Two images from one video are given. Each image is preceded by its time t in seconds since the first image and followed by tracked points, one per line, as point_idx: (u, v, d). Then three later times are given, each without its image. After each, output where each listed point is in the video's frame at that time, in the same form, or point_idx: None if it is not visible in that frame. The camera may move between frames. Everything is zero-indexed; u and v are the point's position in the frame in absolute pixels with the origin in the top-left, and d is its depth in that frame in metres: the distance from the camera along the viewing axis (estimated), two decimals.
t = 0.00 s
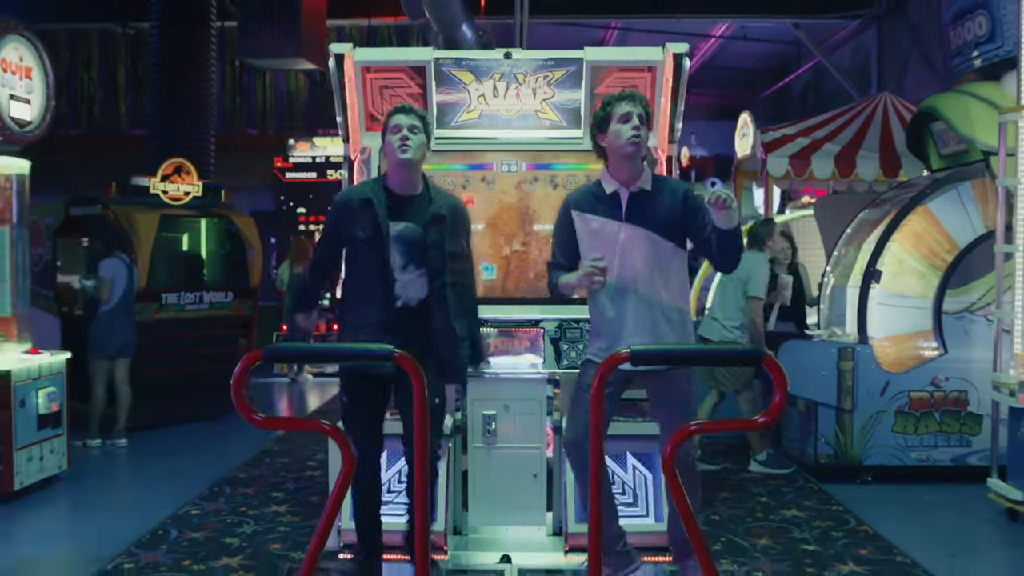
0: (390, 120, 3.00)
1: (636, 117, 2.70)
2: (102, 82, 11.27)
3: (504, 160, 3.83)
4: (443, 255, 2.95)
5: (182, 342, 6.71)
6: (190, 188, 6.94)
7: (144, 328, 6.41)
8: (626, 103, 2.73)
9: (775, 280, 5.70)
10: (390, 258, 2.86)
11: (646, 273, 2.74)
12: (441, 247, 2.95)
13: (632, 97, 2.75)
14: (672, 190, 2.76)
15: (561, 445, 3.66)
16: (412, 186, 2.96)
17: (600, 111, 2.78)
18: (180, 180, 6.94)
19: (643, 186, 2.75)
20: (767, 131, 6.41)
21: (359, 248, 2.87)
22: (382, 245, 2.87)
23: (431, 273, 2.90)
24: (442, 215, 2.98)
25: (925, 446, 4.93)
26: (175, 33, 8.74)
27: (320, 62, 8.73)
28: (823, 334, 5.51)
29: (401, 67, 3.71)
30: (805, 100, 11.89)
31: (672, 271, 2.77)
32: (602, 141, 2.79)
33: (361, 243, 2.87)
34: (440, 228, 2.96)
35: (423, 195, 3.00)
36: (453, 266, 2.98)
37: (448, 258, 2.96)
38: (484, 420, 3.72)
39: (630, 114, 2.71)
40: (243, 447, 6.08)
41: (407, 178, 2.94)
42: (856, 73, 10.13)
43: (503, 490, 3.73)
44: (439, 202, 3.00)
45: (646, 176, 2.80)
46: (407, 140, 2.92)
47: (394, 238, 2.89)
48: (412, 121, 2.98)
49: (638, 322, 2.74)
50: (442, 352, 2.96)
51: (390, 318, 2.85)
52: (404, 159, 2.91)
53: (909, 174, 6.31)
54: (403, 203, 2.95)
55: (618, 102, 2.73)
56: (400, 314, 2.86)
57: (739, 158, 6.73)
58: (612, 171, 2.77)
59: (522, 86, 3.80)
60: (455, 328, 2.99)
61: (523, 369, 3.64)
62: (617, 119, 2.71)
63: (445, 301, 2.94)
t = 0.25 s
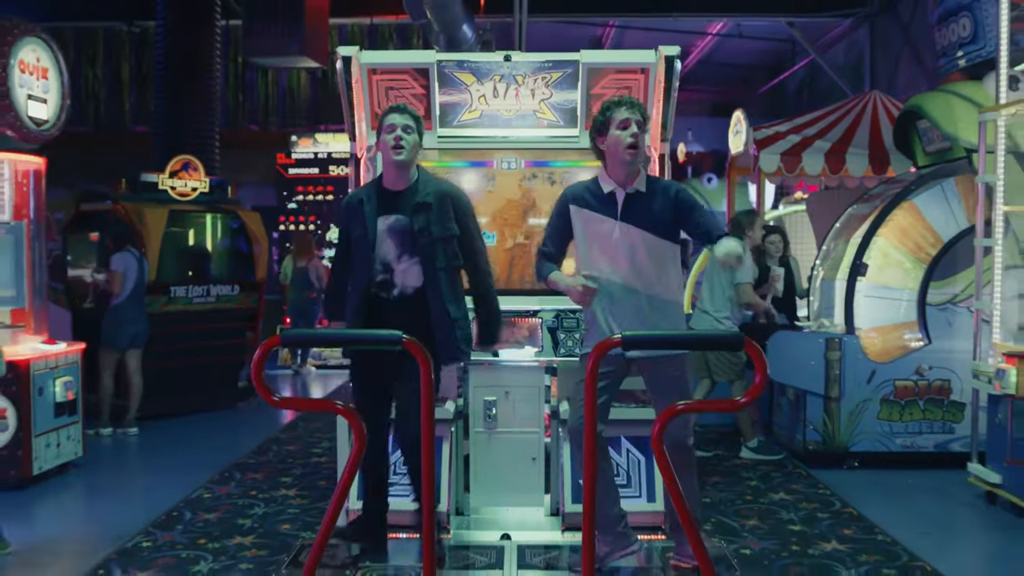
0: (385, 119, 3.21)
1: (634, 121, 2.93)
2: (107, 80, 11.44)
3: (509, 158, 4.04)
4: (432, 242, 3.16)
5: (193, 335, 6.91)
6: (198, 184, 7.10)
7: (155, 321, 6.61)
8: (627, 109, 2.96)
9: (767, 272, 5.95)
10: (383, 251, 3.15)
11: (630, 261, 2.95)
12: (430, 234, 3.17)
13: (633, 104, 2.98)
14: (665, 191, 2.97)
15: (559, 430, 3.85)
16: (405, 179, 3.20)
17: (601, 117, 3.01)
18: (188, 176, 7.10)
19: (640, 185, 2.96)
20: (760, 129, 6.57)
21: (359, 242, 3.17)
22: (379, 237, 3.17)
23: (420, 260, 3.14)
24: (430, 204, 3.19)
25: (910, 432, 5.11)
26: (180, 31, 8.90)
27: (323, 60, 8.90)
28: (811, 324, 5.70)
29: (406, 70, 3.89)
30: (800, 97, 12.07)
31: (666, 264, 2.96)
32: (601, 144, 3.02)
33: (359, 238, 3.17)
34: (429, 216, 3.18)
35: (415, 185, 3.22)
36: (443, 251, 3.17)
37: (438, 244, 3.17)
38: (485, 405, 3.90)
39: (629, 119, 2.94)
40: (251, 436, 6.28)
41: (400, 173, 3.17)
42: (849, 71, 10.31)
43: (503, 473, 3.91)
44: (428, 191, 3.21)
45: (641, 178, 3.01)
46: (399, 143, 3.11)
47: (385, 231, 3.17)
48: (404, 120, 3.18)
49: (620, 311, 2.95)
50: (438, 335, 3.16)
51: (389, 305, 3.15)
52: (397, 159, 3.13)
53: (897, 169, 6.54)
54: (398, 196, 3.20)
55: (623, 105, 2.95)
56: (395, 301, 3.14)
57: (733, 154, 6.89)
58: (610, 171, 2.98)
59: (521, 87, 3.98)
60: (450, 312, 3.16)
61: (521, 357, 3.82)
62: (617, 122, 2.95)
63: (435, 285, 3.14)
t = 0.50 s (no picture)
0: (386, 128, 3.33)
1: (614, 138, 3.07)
2: (111, 75, 11.59)
3: (506, 154, 4.21)
4: (415, 244, 3.24)
5: (202, 325, 7.10)
6: (204, 178, 7.25)
7: (163, 311, 6.79)
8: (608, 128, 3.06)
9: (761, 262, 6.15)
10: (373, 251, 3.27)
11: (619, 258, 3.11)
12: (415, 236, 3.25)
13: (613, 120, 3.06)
14: (647, 192, 3.18)
15: (557, 412, 4.06)
16: (399, 184, 3.30)
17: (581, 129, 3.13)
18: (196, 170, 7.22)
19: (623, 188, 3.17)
20: (753, 124, 6.73)
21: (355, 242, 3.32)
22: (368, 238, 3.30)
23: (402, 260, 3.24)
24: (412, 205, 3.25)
25: (896, 419, 5.29)
26: (185, 28, 9.06)
27: (325, 56, 9.07)
28: (801, 314, 5.91)
29: (410, 68, 4.08)
30: (795, 93, 12.25)
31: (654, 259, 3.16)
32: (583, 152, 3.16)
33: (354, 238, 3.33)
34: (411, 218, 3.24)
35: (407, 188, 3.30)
36: (421, 251, 3.24)
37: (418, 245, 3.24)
38: (486, 389, 4.08)
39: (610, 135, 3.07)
40: (258, 424, 6.47)
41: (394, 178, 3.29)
42: (843, 67, 10.48)
43: (503, 454, 4.09)
44: (414, 196, 3.26)
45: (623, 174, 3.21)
46: (396, 152, 3.26)
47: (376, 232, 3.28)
48: (402, 130, 3.30)
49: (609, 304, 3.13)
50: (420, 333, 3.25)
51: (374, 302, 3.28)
52: (394, 167, 3.27)
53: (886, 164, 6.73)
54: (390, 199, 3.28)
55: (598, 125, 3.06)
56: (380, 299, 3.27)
57: (726, 149, 7.07)
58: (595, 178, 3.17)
59: (520, 85, 4.14)
60: (425, 310, 3.22)
61: (521, 343, 4.02)
62: (596, 139, 3.08)
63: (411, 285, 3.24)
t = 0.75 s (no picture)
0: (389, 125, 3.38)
1: (609, 137, 3.16)
2: (115, 72, 11.74)
3: (506, 149, 4.41)
4: (414, 237, 3.27)
5: (209, 316, 7.28)
6: (210, 173, 7.45)
7: (171, 303, 6.95)
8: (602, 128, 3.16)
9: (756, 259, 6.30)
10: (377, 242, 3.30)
11: (619, 251, 3.27)
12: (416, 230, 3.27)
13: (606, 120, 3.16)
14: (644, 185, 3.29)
15: (555, 397, 4.26)
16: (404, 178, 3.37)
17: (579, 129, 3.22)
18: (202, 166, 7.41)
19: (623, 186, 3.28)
20: (746, 120, 6.88)
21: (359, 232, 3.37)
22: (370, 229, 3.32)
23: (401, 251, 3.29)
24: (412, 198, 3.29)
25: (883, 406, 5.48)
26: (189, 26, 9.23)
27: (327, 53, 9.22)
28: (791, 304, 6.10)
29: (412, 67, 4.24)
30: (790, 89, 12.42)
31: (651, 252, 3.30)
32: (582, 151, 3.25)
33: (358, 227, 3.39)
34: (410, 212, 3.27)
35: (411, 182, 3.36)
36: (418, 244, 3.27)
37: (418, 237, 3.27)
38: (486, 374, 4.25)
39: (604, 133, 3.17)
40: (265, 412, 6.65)
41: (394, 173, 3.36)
42: (836, 65, 10.66)
43: (503, 436, 4.27)
44: (412, 187, 3.32)
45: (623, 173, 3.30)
46: (397, 147, 3.32)
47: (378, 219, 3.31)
48: (404, 125, 3.32)
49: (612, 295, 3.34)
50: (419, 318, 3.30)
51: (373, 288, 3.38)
52: (394, 163, 3.34)
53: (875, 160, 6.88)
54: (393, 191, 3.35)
55: (597, 129, 3.15)
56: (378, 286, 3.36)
57: (720, 145, 7.23)
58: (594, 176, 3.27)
59: (519, 83, 4.32)
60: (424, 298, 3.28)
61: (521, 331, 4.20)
62: (591, 140, 3.18)
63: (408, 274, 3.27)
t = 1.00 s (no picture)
0: (396, 91, 3.32)
1: (598, 111, 3.26)
2: (120, 69, 11.91)
3: (508, 145, 4.62)
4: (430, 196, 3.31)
5: (217, 308, 7.48)
6: (218, 168, 7.60)
7: (179, 295, 7.15)
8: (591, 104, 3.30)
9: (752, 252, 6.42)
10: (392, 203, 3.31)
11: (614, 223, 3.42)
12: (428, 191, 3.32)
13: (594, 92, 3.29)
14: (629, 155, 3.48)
15: (554, 382, 4.42)
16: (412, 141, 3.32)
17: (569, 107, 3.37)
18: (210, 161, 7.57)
19: (614, 160, 3.46)
20: (740, 116, 7.09)
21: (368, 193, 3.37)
22: (382, 194, 3.32)
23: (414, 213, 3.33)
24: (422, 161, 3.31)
25: (870, 393, 5.67)
26: (195, 24, 9.38)
27: (331, 51, 9.39)
28: (781, 295, 6.33)
29: (417, 67, 4.47)
30: (785, 86, 12.58)
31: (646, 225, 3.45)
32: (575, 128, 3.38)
33: (366, 193, 3.37)
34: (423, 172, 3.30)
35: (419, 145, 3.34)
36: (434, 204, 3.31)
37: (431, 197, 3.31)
38: (488, 361, 4.40)
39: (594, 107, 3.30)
40: (271, 402, 6.85)
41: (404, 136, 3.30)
42: (831, 63, 10.82)
43: (504, 419, 4.45)
44: (423, 152, 3.33)
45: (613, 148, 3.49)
46: (405, 114, 3.26)
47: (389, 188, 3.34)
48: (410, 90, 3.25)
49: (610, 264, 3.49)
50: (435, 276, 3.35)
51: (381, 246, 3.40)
52: (403, 128, 3.29)
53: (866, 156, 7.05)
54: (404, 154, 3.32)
55: (589, 107, 3.26)
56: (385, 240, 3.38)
57: (715, 141, 7.41)
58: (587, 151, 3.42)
59: (519, 82, 4.54)
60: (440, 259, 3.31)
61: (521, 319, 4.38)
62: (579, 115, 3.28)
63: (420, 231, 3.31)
